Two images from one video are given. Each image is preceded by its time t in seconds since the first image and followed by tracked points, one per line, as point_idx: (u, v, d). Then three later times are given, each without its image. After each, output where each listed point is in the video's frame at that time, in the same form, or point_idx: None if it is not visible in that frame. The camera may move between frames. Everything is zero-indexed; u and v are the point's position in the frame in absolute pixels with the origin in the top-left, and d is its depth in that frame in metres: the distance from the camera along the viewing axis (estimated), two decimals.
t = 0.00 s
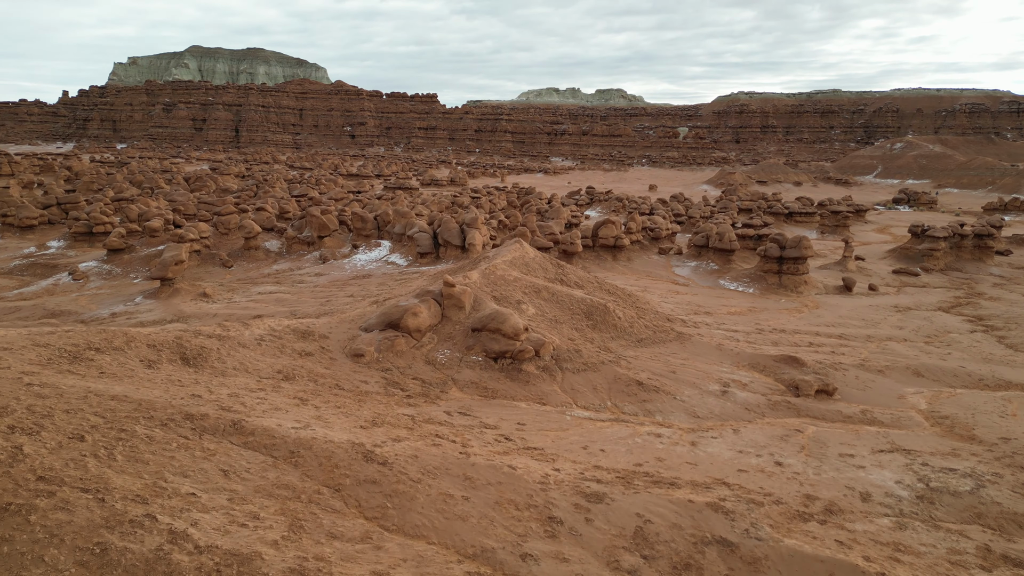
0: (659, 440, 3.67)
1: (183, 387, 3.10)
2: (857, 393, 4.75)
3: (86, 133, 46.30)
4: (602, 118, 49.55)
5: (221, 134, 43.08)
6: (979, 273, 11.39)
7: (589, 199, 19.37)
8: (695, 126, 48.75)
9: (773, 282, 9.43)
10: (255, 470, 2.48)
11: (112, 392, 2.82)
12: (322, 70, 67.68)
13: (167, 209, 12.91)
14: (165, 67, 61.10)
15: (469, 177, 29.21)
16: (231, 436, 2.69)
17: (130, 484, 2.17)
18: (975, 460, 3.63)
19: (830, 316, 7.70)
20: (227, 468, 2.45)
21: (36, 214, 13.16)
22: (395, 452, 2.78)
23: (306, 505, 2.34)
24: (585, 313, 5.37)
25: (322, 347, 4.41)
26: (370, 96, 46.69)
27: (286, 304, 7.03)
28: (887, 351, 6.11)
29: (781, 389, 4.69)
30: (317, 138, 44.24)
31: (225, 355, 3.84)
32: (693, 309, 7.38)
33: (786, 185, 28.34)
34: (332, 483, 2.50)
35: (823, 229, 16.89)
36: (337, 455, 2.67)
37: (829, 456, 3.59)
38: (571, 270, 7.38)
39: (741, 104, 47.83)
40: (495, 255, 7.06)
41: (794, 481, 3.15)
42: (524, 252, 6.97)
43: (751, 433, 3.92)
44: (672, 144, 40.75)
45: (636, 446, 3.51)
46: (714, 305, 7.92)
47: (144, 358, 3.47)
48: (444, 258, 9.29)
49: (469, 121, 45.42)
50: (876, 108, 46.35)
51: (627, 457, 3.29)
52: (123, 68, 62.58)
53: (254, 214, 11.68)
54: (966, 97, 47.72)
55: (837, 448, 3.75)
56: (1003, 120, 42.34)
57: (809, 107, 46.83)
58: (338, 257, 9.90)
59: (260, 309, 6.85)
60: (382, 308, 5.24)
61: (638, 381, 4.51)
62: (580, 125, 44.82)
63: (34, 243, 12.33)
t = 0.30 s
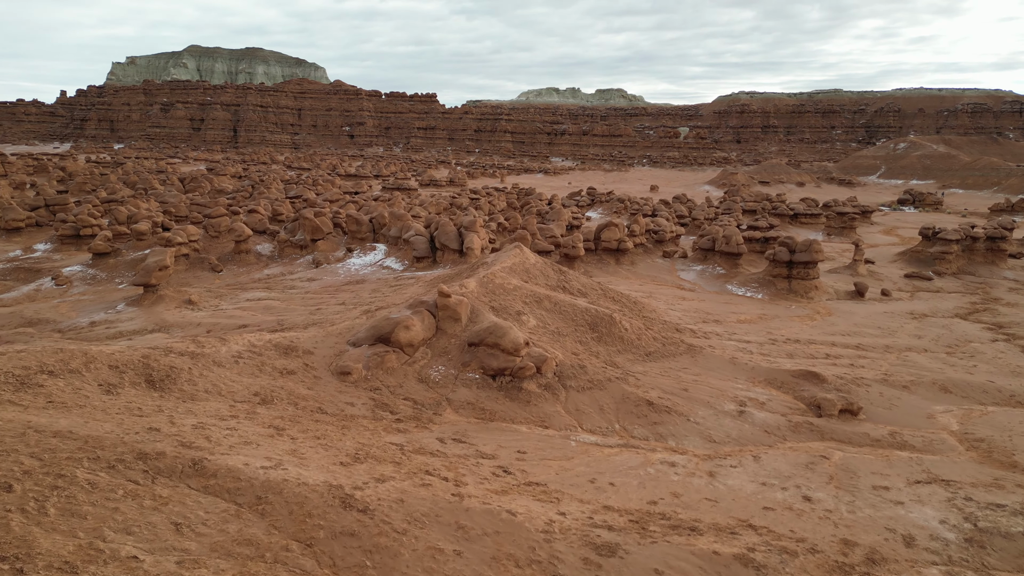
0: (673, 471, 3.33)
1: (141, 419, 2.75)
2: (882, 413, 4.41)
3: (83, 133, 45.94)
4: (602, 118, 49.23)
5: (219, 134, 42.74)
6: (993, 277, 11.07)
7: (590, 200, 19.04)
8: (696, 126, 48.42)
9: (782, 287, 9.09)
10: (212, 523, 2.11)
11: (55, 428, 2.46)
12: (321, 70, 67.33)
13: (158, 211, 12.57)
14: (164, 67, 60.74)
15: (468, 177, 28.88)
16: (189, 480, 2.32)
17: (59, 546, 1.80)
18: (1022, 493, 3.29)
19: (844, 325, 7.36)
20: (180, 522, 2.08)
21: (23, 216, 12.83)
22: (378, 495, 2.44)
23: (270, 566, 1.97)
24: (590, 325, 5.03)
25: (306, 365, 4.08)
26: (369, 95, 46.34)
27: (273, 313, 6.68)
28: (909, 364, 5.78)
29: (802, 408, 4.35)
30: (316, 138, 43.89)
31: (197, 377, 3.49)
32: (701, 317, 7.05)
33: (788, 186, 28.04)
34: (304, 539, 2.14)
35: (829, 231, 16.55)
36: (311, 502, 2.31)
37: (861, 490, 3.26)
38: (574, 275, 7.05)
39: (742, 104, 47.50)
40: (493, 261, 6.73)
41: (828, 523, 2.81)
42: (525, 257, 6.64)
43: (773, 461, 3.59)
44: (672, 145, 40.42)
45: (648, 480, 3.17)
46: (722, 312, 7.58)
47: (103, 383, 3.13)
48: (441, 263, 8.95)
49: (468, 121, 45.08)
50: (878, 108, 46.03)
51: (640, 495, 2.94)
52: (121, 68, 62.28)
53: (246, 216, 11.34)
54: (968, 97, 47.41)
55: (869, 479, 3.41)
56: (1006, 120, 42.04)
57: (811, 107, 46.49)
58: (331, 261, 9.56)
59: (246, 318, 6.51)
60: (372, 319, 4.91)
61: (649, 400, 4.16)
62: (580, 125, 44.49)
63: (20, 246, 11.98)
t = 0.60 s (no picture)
0: (690, 509, 2.99)
1: (87, 460, 2.40)
2: (913, 436, 4.07)
3: (80, 133, 45.59)
4: (602, 118, 48.92)
5: (216, 134, 42.41)
6: (1007, 281, 10.73)
7: (591, 201, 18.71)
8: (696, 126, 48.06)
9: (792, 293, 8.76)
10: None
11: None
12: (320, 70, 66.96)
13: (148, 213, 12.23)
14: (162, 66, 60.43)
15: (468, 178, 28.54)
16: (133, 539, 1.96)
17: None
18: None
19: (860, 333, 7.03)
20: None
21: (9, 218, 12.48)
22: (357, 554, 2.08)
23: None
24: (595, 339, 4.69)
25: (287, 386, 3.74)
26: (368, 95, 45.97)
27: (260, 323, 6.34)
28: (933, 379, 5.43)
29: (827, 432, 4.00)
30: (314, 138, 43.54)
31: (161, 403, 3.15)
32: (710, 326, 6.72)
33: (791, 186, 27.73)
34: None
35: (835, 234, 16.20)
36: (276, 565, 1.97)
37: (902, 531, 2.92)
38: (576, 282, 6.71)
39: (743, 104, 47.18)
40: (491, 268, 6.39)
41: None
42: (525, 262, 6.30)
43: (801, 495, 3.24)
44: (673, 145, 40.08)
45: (664, 522, 2.82)
46: (732, 321, 7.24)
47: (52, 415, 2.78)
48: (438, 267, 8.61)
49: (467, 121, 44.72)
50: (879, 108, 45.69)
51: (657, 542, 2.60)
52: (119, 68, 61.99)
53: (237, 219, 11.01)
54: (970, 97, 47.09)
55: (909, 517, 3.06)
56: (1008, 120, 41.73)
57: (812, 107, 46.17)
58: (323, 265, 9.22)
59: (230, 328, 6.17)
60: (361, 332, 4.57)
61: (661, 424, 3.82)
62: (580, 125, 44.14)
63: (6, 249, 11.64)
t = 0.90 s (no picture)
0: (714, 557, 2.64)
1: (13, 514, 2.04)
2: (950, 464, 3.72)
3: (77, 133, 45.21)
4: (602, 118, 48.59)
5: (214, 134, 42.06)
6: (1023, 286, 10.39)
7: (592, 202, 18.38)
8: (697, 126, 47.72)
9: (803, 299, 8.42)
10: None
11: None
12: (319, 70, 66.62)
13: (137, 215, 11.88)
14: (161, 67, 60.12)
15: (467, 179, 28.20)
16: None
17: None
18: None
19: (877, 343, 6.68)
20: None
21: None
22: None
23: None
24: (601, 355, 4.34)
25: (263, 411, 3.39)
26: (367, 95, 45.63)
27: (245, 333, 5.99)
28: (962, 395, 5.09)
29: (856, 460, 3.65)
30: (313, 138, 43.18)
31: (116, 437, 2.80)
32: (721, 336, 6.37)
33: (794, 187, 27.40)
34: None
35: (842, 236, 15.88)
36: None
37: None
38: (579, 289, 6.37)
39: (744, 104, 46.87)
40: (489, 275, 6.04)
41: None
42: (525, 269, 5.95)
43: (835, 537, 2.89)
44: (674, 145, 39.75)
45: None
46: (743, 330, 6.90)
47: None
48: (435, 273, 8.27)
49: (467, 121, 44.39)
50: (880, 108, 45.40)
51: None
52: (117, 68, 61.67)
53: (227, 222, 10.67)
54: (972, 97, 46.78)
55: (960, 566, 2.71)
56: (1010, 120, 41.44)
57: (813, 107, 45.85)
58: (315, 270, 8.88)
59: (213, 339, 5.82)
60: (348, 348, 4.23)
61: (675, 452, 3.46)
62: (580, 125, 43.81)
63: None
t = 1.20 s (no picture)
0: None
1: None
2: (997, 500, 3.36)
3: (74, 133, 44.81)
4: (602, 119, 48.26)
5: (212, 134, 41.68)
6: None
7: (593, 203, 18.05)
8: (698, 126, 47.37)
9: (816, 307, 8.07)
10: None
11: None
12: (317, 70, 66.27)
13: (125, 218, 11.53)
14: (159, 66, 59.80)
15: (466, 180, 27.87)
16: None
17: None
18: None
19: (897, 355, 6.33)
20: None
21: None
22: None
23: None
24: (608, 375, 3.99)
25: (234, 444, 3.04)
26: (365, 94, 45.27)
27: (228, 346, 5.64)
28: (995, 415, 4.73)
29: (895, 496, 3.29)
30: (311, 138, 42.82)
31: (57, 481, 2.44)
32: (733, 348, 6.02)
33: (797, 188, 27.06)
34: None
35: (849, 239, 15.53)
36: None
37: None
38: (583, 298, 6.01)
39: (745, 104, 46.56)
40: (487, 283, 5.68)
41: None
42: (526, 277, 5.60)
43: None
44: (675, 145, 39.41)
45: None
46: (754, 340, 6.54)
47: None
48: (431, 279, 7.92)
49: (466, 121, 44.04)
50: (882, 108, 45.08)
51: None
52: (116, 68, 61.39)
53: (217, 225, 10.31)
54: (974, 97, 46.45)
55: None
56: (1012, 120, 41.14)
57: (815, 107, 45.53)
58: (307, 276, 8.53)
59: (193, 352, 5.47)
60: (332, 367, 3.88)
61: (695, 488, 3.10)
62: (580, 125, 43.48)
63: None
